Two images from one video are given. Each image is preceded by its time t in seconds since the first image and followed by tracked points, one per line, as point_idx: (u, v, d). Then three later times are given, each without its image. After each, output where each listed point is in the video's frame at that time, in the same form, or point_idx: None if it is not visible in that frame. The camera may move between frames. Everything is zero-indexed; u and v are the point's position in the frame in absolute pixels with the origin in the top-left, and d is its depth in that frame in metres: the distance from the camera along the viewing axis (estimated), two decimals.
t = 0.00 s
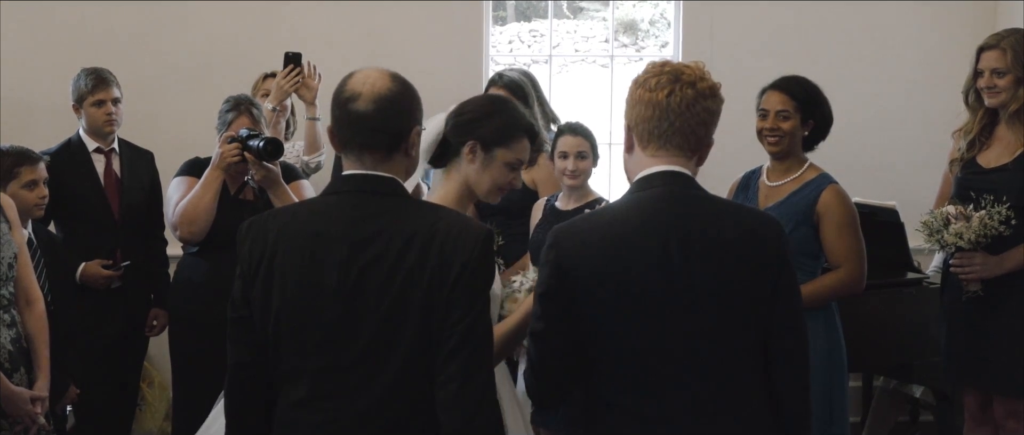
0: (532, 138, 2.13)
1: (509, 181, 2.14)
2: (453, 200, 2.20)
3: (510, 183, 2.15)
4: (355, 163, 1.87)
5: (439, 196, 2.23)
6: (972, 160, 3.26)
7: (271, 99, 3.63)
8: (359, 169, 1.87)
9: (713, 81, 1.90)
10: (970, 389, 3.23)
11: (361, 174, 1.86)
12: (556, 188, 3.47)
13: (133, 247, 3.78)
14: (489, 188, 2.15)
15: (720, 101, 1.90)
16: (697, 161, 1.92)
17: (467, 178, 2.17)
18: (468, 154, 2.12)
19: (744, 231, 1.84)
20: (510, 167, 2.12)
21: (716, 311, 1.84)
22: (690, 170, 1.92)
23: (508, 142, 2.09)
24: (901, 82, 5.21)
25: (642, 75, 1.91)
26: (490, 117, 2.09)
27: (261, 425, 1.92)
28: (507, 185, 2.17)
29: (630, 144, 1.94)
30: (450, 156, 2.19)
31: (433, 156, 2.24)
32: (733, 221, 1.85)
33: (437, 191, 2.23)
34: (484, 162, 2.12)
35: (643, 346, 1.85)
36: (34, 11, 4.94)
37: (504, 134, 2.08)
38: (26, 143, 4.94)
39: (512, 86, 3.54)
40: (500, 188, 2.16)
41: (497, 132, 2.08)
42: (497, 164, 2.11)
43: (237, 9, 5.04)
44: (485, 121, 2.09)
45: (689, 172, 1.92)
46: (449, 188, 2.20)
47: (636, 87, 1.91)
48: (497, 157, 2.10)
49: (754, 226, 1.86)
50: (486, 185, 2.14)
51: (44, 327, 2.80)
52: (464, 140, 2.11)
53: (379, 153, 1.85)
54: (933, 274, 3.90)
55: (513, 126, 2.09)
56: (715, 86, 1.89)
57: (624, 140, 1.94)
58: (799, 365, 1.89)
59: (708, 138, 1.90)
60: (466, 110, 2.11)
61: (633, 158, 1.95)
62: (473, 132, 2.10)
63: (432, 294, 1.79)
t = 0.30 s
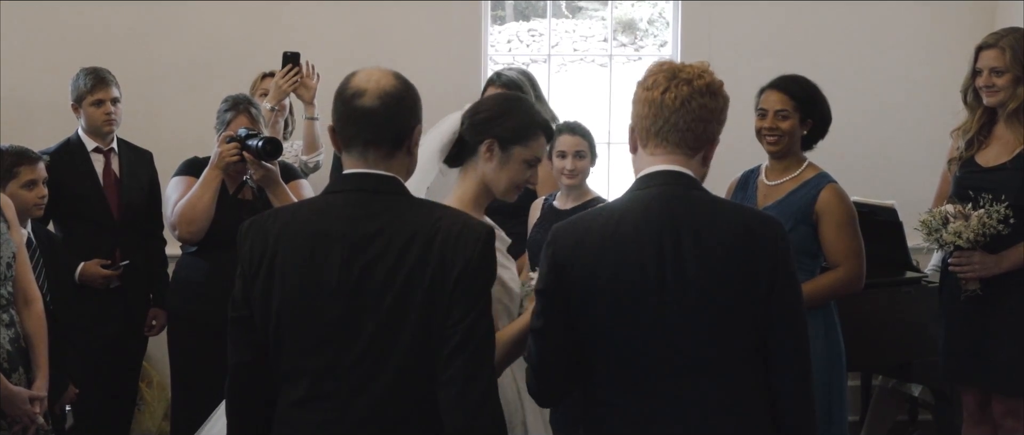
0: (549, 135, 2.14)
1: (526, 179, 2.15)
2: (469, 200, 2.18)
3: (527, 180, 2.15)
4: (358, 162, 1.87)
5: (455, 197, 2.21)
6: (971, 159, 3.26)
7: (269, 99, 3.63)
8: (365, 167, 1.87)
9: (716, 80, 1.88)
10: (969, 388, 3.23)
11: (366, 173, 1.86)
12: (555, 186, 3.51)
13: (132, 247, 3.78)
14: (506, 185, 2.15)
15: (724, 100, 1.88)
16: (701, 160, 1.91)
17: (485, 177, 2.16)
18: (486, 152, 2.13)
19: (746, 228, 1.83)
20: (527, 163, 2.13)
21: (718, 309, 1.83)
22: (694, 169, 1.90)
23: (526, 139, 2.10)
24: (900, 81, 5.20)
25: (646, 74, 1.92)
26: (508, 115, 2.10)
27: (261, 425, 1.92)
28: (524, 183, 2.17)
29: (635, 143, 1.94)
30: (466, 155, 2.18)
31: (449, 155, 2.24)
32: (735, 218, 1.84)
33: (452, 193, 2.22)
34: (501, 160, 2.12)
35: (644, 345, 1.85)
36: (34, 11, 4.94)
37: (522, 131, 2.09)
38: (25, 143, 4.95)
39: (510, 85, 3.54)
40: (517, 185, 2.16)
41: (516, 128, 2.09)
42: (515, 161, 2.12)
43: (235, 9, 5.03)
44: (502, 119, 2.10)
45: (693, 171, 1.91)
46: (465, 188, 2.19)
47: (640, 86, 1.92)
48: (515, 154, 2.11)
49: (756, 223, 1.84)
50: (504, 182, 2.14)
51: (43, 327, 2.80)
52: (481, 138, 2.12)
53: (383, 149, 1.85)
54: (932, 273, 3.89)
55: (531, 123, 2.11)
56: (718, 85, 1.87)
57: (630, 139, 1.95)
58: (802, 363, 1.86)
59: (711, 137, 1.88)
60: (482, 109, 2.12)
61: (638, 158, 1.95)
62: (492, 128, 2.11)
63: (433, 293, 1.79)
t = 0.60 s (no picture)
0: (565, 134, 2.20)
1: (544, 177, 2.21)
2: (488, 199, 2.25)
3: (545, 179, 2.21)
4: (365, 160, 1.86)
5: (473, 198, 2.26)
6: (970, 159, 3.26)
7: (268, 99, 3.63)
8: (372, 166, 1.86)
9: (721, 80, 1.87)
10: (967, 387, 3.23)
11: (370, 173, 1.85)
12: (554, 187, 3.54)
13: (132, 247, 3.78)
14: (524, 184, 2.21)
15: (729, 100, 1.87)
16: (707, 160, 1.90)
17: (502, 176, 2.23)
18: (504, 152, 2.20)
19: (747, 226, 1.82)
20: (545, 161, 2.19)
21: (719, 309, 1.82)
22: (699, 168, 1.90)
23: (543, 138, 2.16)
24: (899, 81, 5.20)
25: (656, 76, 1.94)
26: (525, 114, 2.17)
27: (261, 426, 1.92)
28: (541, 182, 2.23)
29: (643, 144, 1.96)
30: (484, 155, 2.25)
31: (466, 155, 2.33)
32: (736, 216, 1.83)
33: (470, 193, 2.28)
34: (519, 159, 2.18)
35: (646, 345, 1.85)
36: (33, 11, 4.94)
37: (539, 130, 2.15)
38: (25, 143, 4.95)
39: (508, 85, 3.55)
40: (535, 184, 2.22)
41: (533, 127, 2.15)
42: (532, 159, 2.18)
43: (234, 9, 5.03)
44: (520, 118, 2.17)
45: (699, 171, 1.90)
46: (483, 187, 2.25)
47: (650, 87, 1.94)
48: (532, 153, 2.17)
49: (757, 220, 1.83)
50: (522, 181, 2.20)
51: (42, 326, 2.80)
52: (500, 137, 2.19)
53: (389, 146, 1.85)
54: (931, 273, 3.89)
55: (548, 122, 2.16)
56: (722, 84, 1.86)
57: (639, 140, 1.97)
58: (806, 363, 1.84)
59: (715, 136, 1.87)
60: (499, 109, 2.20)
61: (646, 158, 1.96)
62: (510, 127, 2.17)
63: (434, 293, 1.80)
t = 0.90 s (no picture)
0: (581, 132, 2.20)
1: (562, 175, 2.20)
2: (505, 199, 2.22)
3: (562, 177, 2.21)
4: (368, 159, 1.85)
5: (490, 199, 2.24)
6: (967, 158, 3.27)
7: (266, 98, 3.62)
8: (375, 165, 1.85)
9: (727, 80, 1.87)
10: (965, 387, 3.24)
11: (372, 172, 1.85)
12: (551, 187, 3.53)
13: (131, 247, 3.78)
14: (541, 183, 2.20)
15: (735, 99, 1.86)
16: (716, 160, 1.88)
17: (519, 175, 2.21)
18: (521, 151, 2.19)
19: (745, 223, 1.82)
20: (560, 160, 2.18)
21: (720, 308, 1.82)
22: (707, 169, 1.88)
23: (561, 136, 2.16)
24: (898, 81, 5.20)
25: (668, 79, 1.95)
26: (540, 112, 2.16)
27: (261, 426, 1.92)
28: (558, 181, 2.23)
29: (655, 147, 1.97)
30: (500, 154, 2.24)
31: (483, 154, 2.31)
32: (735, 214, 1.83)
33: (486, 194, 2.26)
34: (537, 158, 2.18)
35: (649, 345, 1.86)
36: (31, 11, 4.94)
37: (557, 128, 2.15)
38: (23, 143, 4.95)
39: (507, 85, 3.55)
40: (551, 182, 2.21)
41: (551, 126, 2.15)
42: (549, 158, 2.17)
43: (232, 9, 5.03)
44: (536, 117, 2.16)
45: (706, 172, 1.89)
46: (499, 187, 2.23)
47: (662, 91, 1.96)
48: (550, 151, 2.16)
49: (756, 218, 1.82)
50: (540, 180, 2.19)
51: (40, 326, 2.80)
52: (516, 135, 2.18)
53: (393, 145, 1.85)
54: (929, 272, 3.88)
55: (565, 120, 2.16)
56: (728, 84, 1.86)
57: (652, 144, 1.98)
58: (809, 361, 1.82)
59: (721, 136, 1.86)
60: (513, 108, 2.19)
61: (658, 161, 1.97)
62: (526, 126, 2.16)
63: (436, 292, 1.80)
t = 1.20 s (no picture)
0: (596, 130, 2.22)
1: (579, 175, 2.23)
2: (521, 200, 2.24)
3: (579, 176, 2.23)
4: (369, 158, 1.85)
5: (506, 199, 2.25)
6: (965, 158, 3.27)
7: (264, 99, 3.62)
8: (376, 165, 1.85)
9: (736, 80, 1.86)
10: (963, 386, 3.24)
11: (373, 171, 1.84)
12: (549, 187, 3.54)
13: (128, 247, 3.78)
14: (558, 183, 2.23)
15: (744, 100, 1.85)
16: (726, 160, 1.88)
17: (536, 175, 2.23)
18: (538, 151, 2.21)
19: (748, 225, 1.80)
20: (576, 160, 2.21)
21: (722, 310, 1.81)
22: (716, 169, 1.88)
23: (577, 136, 2.18)
24: (895, 81, 5.20)
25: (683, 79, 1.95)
26: (557, 112, 2.18)
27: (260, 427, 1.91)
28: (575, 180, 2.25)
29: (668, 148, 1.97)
30: (517, 154, 2.25)
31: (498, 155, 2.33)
32: (737, 216, 1.81)
33: (502, 194, 2.28)
34: (554, 158, 2.20)
35: (652, 346, 1.86)
36: (29, 11, 4.94)
37: (573, 129, 2.17)
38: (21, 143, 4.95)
39: (505, 85, 3.56)
40: (568, 181, 2.23)
41: (567, 126, 2.17)
42: (567, 158, 2.20)
43: (230, 10, 5.03)
44: (552, 118, 2.18)
45: (715, 173, 1.88)
46: (515, 188, 2.25)
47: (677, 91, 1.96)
48: (567, 151, 2.19)
49: (760, 219, 1.81)
50: (557, 180, 2.22)
51: (37, 326, 2.81)
52: (532, 136, 2.20)
53: (393, 144, 1.85)
54: (926, 271, 3.88)
55: (581, 120, 2.18)
56: (737, 84, 1.85)
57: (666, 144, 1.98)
58: (812, 365, 1.79)
59: (729, 136, 1.85)
60: (530, 109, 2.21)
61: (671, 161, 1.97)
62: (542, 127, 2.18)
63: (438, 291, 1.80)
